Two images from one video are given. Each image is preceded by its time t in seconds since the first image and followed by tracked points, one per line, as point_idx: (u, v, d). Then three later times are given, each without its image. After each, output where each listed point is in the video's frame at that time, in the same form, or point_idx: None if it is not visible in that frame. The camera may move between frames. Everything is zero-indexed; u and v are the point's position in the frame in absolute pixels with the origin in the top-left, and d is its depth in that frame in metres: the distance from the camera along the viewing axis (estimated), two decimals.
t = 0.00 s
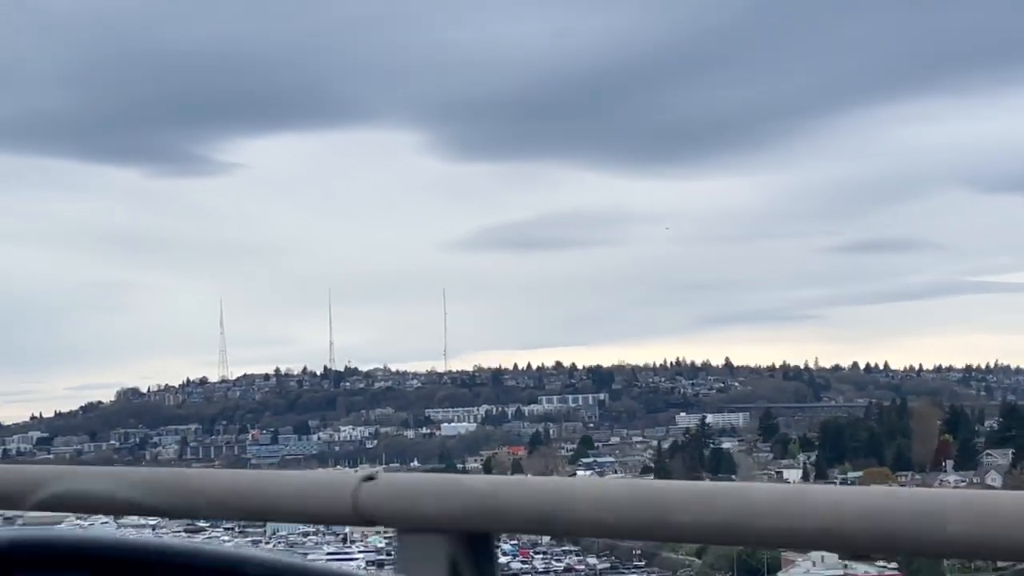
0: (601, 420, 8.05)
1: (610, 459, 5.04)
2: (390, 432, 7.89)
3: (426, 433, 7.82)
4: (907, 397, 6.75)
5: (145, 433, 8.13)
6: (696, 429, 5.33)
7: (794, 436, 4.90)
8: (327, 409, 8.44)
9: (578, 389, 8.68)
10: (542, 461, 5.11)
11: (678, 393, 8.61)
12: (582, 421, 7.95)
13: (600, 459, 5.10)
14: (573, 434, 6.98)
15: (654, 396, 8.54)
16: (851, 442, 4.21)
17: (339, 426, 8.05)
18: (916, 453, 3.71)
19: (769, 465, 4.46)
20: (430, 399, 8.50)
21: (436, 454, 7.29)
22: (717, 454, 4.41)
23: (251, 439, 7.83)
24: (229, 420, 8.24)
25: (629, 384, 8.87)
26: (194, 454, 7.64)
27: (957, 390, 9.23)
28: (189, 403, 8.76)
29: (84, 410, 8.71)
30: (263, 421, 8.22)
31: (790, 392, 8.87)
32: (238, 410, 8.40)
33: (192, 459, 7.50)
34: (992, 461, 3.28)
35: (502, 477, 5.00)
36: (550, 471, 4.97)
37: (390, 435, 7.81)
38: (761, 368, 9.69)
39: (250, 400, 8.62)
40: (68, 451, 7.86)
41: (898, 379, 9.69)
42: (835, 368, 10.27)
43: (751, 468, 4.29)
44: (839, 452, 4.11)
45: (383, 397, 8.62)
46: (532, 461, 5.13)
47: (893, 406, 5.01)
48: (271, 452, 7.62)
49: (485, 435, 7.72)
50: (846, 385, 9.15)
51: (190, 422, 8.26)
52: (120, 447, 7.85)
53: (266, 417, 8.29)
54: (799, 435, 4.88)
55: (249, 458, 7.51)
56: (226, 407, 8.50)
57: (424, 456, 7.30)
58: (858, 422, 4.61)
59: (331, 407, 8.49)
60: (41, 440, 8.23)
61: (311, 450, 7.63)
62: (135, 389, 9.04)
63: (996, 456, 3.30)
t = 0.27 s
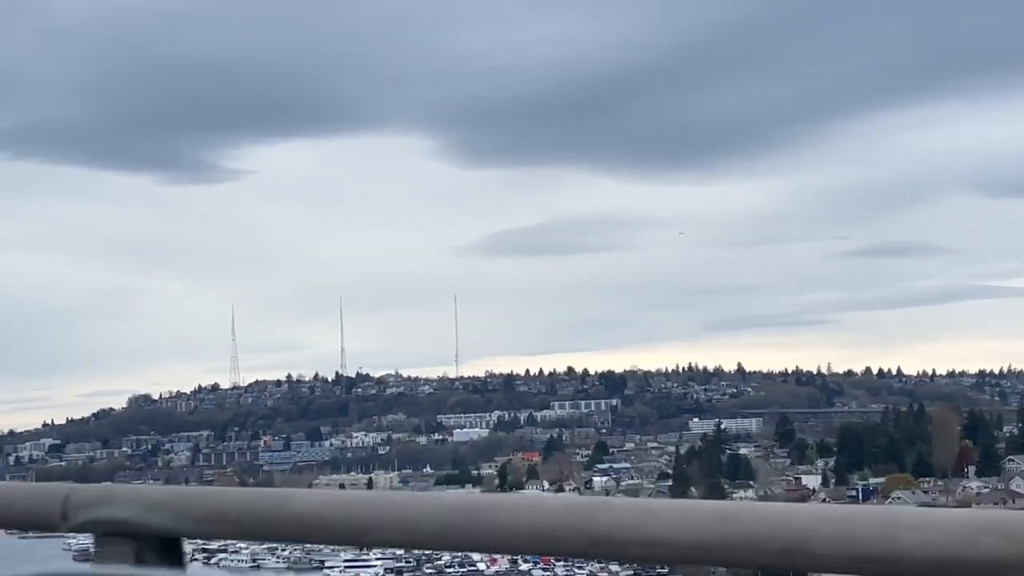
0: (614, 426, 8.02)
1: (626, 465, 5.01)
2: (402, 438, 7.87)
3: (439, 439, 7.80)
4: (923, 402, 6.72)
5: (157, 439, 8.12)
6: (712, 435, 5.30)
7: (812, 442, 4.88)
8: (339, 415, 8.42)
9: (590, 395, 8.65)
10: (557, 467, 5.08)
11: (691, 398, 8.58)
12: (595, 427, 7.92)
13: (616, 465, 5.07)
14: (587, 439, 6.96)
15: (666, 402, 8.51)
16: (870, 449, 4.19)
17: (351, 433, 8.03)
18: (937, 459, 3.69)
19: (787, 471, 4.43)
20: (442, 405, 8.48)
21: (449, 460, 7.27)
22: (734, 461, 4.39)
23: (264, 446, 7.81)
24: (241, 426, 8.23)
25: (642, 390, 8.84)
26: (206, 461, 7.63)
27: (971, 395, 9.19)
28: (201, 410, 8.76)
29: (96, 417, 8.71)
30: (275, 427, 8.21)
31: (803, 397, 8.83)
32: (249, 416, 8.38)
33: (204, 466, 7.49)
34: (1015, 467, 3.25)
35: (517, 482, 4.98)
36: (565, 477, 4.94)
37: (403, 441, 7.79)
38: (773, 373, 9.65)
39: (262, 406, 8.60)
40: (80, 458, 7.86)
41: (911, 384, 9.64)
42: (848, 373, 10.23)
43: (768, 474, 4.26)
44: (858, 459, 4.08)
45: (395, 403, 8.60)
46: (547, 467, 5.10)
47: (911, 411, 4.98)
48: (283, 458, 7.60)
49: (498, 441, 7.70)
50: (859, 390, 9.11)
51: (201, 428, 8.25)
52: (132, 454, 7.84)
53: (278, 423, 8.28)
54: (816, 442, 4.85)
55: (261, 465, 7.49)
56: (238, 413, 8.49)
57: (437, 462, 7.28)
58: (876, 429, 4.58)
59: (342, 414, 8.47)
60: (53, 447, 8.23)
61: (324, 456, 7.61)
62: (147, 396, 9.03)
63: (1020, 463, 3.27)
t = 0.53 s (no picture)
0: (628, 432, 8.00)
1: (643, 472, 4.99)
2: (416, 445, 7.86)
3: (453, 446, 7.80)
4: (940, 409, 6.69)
5: (171, 446, 8.14)
6: (730, 442, 5.29)
7: (831, 449, 4.86)
8: (353, 423, 8.43)
9: (604, 402, 8.63)
10: (575, 474, 5.07)
11: (705, 405, 8.56)
12: (609, 434, 7.90)
13: (633, 472, 5.06)
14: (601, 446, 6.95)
15: (681, 408, 8.50)
16: (891, 456, 4.17)
17: (365, 440, 8.03)
18: (960, 465, 3.67)
19: (806, 477, 4.41)
20: (456, 412, 8.47)
21: (463, 467, 7.26)
22: (753, 466, 4.37)
23: (278, 453, 7.82)
24: (255, 433, 8.24)
25: (656, 397, 8.82)
26: (220, 468, 7.64)
27: (986, 402, 9.14)
28: (215, 417, 8.76)
29: (110, 424, 8.73)
30: (289, 435, 8.21)
31: (818, 404, 8.80)
32: (263, 424, 8.39)
33: (218, 473, 7.48)
34: None
35: (534, 489, 4.96)
36: (582, 484, 4.92)
37: (417, 448, 7.79)
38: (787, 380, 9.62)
39: (276, 414, 8.61)
40: (94, 465, 7.87)
41: (925, 391, 9.60)
42: (862, 380, 10.20)
43: (787, 480, 4.24)
44: (879, 467, 4.07)
45: (408, 411, 8.60)
46: (565, 474, 5.09)
47: (930, 418, 4.97)
48: (297, 465, 7.60)
49: (512, 448, 7.69)
50: (873, 397, 9.08)
51: (215, 436, 8.26)
52: (147, 462, 7.85)
53: (292, 430, 8.29)
54: (836, 448, 4.83)
55: (276, 472, 7.49)
56: (252, 420, 8.49)
57: (451, 470, 7.26)
58: (895, 436, 4.56)
59: (356, 421, 8.47)
60: (68, 455, 8.24)
61: (338, 463, 7.61)
62: (161, 403, 9.04)
63: None
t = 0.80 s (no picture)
0: (644, 440, 7.96)
1: (661, 480, 4.96)
2: (431, 452, 7.84)
3: (467, 454, 7.77)
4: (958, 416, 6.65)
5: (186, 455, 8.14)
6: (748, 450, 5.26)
7: (852, 457, 4.82)
8: (367, 431, 8.41)
9: (618, 409, 8.58)
10: (592, 482, 5.05)
11: (721, 412, 8.52)
12: (624, 441, 7.86)
13: (652, 479, 5.03)
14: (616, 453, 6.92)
15: (696, 416, 8.46)
16: (914, 465, 4.14)
17: (379, 448, 8.01)
18: (983, 473, 3.63)
19: (826, 485, 4.38)
20: (470, 419, 8.44)
21: (478, 475, 7.24)
22: (773, 474, 4.34)
23: (292, 461, 7.80)
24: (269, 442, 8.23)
25: (671, 404, 8.77)
26: (235, 477, 7.62)
27: (1003, 408, 9.07)
28: (230, 426, 8.75)
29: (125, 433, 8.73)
30: (303, 443, 8.20)
31: (834, 410, 8.75)
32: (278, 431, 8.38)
33: (232, 481, 7.47)
34: None
35: (552, 497, 4.93)
36: (600, 492, 4.89)
37: (431, 456, 7.76)
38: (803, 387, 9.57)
39: (290, 422, 8.60)
40: (109, 474, 7.87)
41: (941, 398, 9.53)
42: (879, 387, 10.13)
43: (807, 488, 4.21)
44: (901, 475, 4.04)
45: (423, 418, 8.58)
46: (582, 482, 5.06)
47: (951, 424, 4.93)
48: (312, 473, 7.59)
49: (527, 455, 7.66)
50: (889, 404, 9.01)
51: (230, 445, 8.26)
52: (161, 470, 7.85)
53: (306, 439, 8.28)
54: (856, 457, 4.80)
55: (290, 480, 7.48)
56: (266, 429, 8.48)
57: (466, 478, 7.24)
58: (917, 443, 4.52)
59: (371, 429, 8.46)
60: (83, 463, 8.25)
61: (352, 471, 7.59)
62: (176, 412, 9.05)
63: None
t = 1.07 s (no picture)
0: (659, 448, 7.94)
1: (680, 488, 4.94)
2: (446, 460, 7.83)
3: (482, 462, 7.76)
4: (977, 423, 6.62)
5: (201, 463, 8.13)
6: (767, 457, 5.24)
7: (872, 465, 4.80)
8: (382, 438, 8.41)
9: (634, 417, 8.56)
10: (610, 490, 5.03)
11: (736, 420, 8.50)
12: (639, 449, 7.85)
13: (671, 487, 5.02)
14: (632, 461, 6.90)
15: (712, 424, 8.43)
16: (936, 473, 4.12)
17: (394, 455, 8.01)
18: (1007, 480, 3.61)
19: (847, 493, 4.36)
20: (485, 427, 8.43)
21: (494, 483, 7.23)
22: (793, 481, 4.32)
23: (308, 469, 7.80)
24: (284, 449, 8.22)
25: (686, 412, 8.75)
26: (250, 484, 7.62)
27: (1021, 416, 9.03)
28: (244, 434, 8.75)
29: (139, 441, 8.73)
30: (319, 451, 8.20)
31: (850, 418, 8.72)
32: (293, 439, 8.38)
33: (248, 490, 7.47)
34: None
35: (570, 505, 4.92)
36: (619, 500, 4.87)
37: (446, 464, 7.76)
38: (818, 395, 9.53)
39: (305, 430, 8.60)
40: (124, 482, 7.87)
41: (957, 405, 9.50)
42: (894, 395, 10.09)
43: (828, 495, 4.19)
44: (923, 482, 4.02)
45: (438, 426, 8.57)
46: (600, 490, 5.05)
47: (973, 431, 4.90)
48: (327, 481, 7.58)
49: (543, 463, 7.65)
50: (906, 411, 8.98)
51: (245, 452, 8.25)
52: (176, 478, 7.85)
53: (322, 447, 8.28)
54: (877, 464, 4.78)
55: (306, 489, 7.47)
56: (281, 437, 8.48)
57: (482, 486, 7.22)
58: (938, 450, 4.50)
59: (386, 436, 8.46)
60: (97, 471, 8.26)
61: (368, 479, 7.58)
62: (190, 420, 9.05)
63: None
